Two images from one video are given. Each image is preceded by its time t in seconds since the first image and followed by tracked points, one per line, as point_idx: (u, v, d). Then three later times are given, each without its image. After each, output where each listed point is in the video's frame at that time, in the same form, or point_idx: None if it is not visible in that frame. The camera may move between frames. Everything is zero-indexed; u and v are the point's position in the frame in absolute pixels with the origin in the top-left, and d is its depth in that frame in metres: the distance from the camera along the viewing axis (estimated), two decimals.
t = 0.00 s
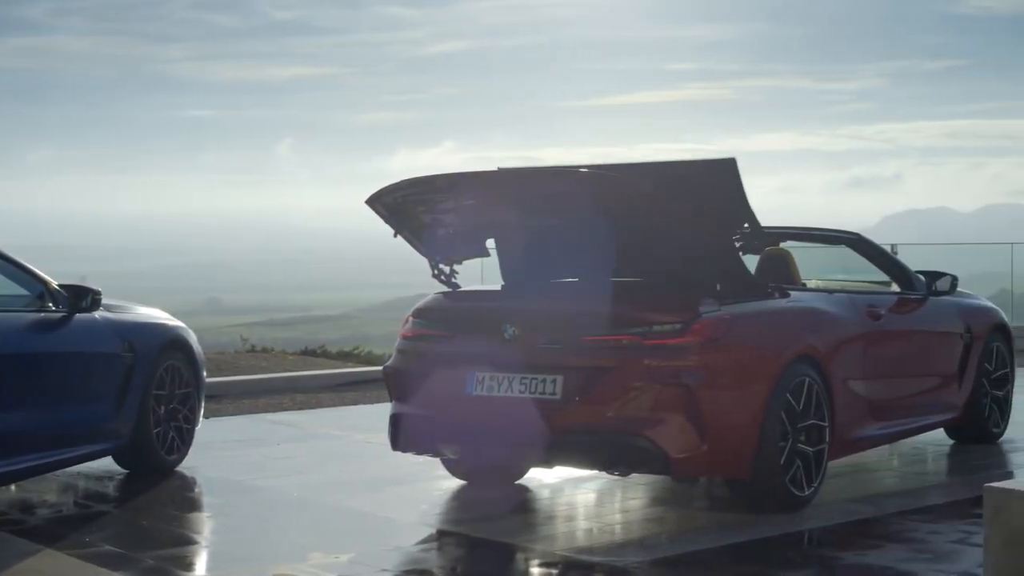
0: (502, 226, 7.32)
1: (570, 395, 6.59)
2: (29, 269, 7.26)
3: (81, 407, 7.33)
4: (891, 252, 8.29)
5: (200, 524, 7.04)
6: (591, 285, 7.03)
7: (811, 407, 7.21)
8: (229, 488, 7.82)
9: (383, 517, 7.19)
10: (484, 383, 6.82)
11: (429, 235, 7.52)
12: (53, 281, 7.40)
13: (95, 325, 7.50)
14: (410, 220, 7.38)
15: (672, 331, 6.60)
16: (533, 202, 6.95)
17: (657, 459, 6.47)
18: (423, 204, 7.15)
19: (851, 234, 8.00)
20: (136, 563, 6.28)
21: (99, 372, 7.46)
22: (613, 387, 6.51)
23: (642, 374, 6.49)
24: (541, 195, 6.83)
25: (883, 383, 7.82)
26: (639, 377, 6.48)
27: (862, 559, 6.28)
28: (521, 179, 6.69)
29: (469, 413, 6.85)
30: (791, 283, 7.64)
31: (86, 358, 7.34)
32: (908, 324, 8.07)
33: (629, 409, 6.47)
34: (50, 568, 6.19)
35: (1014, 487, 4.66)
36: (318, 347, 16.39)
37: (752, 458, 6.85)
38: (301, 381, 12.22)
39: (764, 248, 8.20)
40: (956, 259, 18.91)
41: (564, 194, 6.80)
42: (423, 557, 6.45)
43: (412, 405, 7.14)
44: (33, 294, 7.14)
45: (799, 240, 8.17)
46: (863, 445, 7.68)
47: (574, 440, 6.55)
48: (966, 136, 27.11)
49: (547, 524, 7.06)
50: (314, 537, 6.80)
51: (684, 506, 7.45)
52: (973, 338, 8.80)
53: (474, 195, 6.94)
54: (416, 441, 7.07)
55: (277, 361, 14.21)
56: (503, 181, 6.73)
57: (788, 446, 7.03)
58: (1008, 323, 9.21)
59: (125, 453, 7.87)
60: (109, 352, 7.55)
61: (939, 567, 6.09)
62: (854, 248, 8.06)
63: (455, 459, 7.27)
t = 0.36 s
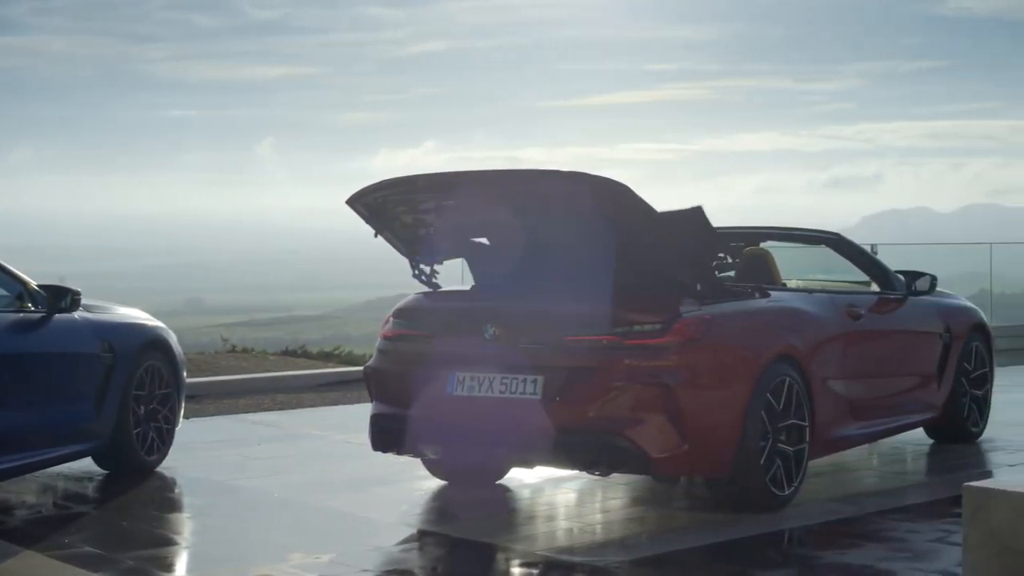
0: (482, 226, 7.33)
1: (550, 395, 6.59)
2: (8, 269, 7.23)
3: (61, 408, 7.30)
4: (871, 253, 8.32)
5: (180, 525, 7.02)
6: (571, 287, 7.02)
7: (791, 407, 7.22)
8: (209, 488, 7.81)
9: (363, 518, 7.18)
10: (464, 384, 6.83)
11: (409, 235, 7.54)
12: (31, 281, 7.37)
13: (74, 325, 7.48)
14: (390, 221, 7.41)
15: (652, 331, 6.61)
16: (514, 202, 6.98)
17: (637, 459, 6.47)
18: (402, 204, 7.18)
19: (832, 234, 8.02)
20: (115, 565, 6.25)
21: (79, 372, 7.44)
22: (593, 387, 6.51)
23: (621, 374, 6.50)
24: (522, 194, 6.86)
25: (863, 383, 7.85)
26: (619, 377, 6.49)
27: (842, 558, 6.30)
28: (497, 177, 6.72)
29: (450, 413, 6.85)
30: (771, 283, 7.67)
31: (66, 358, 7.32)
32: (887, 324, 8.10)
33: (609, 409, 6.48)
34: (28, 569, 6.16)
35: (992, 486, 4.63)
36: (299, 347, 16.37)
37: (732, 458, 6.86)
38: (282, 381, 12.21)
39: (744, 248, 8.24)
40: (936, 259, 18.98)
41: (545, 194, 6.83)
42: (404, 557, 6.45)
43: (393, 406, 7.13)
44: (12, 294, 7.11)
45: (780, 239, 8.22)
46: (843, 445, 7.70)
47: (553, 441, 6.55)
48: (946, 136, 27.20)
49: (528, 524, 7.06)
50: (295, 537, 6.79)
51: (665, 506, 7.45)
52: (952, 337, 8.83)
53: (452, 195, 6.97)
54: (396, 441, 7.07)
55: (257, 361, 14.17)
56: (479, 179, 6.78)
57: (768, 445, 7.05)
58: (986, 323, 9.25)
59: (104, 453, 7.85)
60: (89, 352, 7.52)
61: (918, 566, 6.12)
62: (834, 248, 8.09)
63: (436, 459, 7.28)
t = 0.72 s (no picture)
0: (464, 226, 7.33)
1: (532, 395, 6.58)
2: None
3: (43, 408, 7.28)
4: (852, 253, 8.34)
5: (162, 525, 7.01)
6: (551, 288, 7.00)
7: (773, 407, 7.24)
8: (191, 489, 7.79)
9: (346, 518, 7.18)
10: (447, 384, 6.82)
11: (391, 235, 7.54)
12: (13, 282, 7.34)
13: (55, 326, 7.45)
14: (373, 220, 7.40)
15: (634, 331, 6.62)
16: (495, 202, 6.97)
17: (620, 459, 6.47)
18: (384, 204, 7.17)
19: (813, 234, 8.03)
20: (97, 566, 6.23)
21: (61, 373, 7.41)
22: (575, 387, 6.51)
23: (604, 374, 6.50)
24: (503, 194, 6.85)
25: (844, 383, 7.87)
26: (601, 377, 6.49)
27: (824, 558, 6.32)
28: (479, 177, 6.71)
29: (432, 413, 6.84)
30: (753, 283, 7.68)
31: (48, 359, 7.30)
32: (869, 324, 8.13)
33: (592, 409, 6.48)
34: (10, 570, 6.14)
35: (971, 485, 4.65)
36: (282, 347, 16.36)
37: (714, 458, 6.87)
38: (264, 382, 12.19)
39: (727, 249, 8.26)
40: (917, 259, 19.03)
41: (525, 194, 6.82)
42: (386, 557, 6.44)
43: (376, 406, 7.12)
44: None
45: (762, 239, 8.23)
46: (825, 445, 7.72)
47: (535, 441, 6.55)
48: (929, 136, 27.27)
49: (510, 524, 7.07)
50: (277, 538, 6.78)
51: (647, 506, 7.46)
52: (933, 337, 8.86)
53: (434, 195, 6.97)
54: (378, 442, 7.06)
55: (238, 362, 14.13)
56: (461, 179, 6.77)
57: (749, 445, 7.06)
58: (967, 322, 9.28)
59: (86, 454, 7.83)
60: (70, 353, 7.50)
61: (899, 565, 6.14)
62: (815, 248, 8.10)
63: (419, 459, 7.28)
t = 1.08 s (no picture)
0: (449, 225, 7.32)
1: (516, 394, 6.58)
2: None
3: (27, 409, 7.26)
4: (838, 252, 8.34)
5: (146, 526, 6.99)
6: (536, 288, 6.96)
7: (757, 407, 7.25)
8: (174, 489, 7.78)
9: (330, 518, 7.17)
10: (431, 384, 6.82)
11: (376, 235, 7.54)
12: None
13: (39, 326, 7.43)
14: (356, 220, 7.39)
15: (618, 331, 6.62)
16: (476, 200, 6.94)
17: (603, 459, 6.47)
18: (368, 203, 7.16)
19: (796, 234, 8.03)
20: (80, 566, 6.21)
21: (45, 374, 7.39)
22: (560, 387, 6.50)
23: (588, 373, 6.50)
24: (485, 193, 6.82)
25: (828, 382, 7.89)
26: (585, 376, 6.49)
27: (808, 557, 6.33)
28: (465, 178, 6.68)
29: (416, 414, 6.84)
30: (738, 283, 7.68)
31: (32, 359, 7.28)
32: (853, 324, 8.15)
33: (576, 409, 6.48)
34: None
35: (957, 484, 4.67)
36: (267, 347, 16.34)
37: (697, 458, 6.88)
38: (248, 382, 12.18)
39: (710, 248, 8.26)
40: (901, 259, 19.06)
41: (507, 193, 6.79)
42: (371, 557, 6.44)
43: (360, 407, 7.12)
44: None
45: (746, 239, 8.23)
46: (808, 444, 7.74)
47: (519, 442, 6.54)
48: (913, 136, 27.31)
49: (495, 524, 7.07)
50: (262, 538, 6.78)
51: (632, 506, 7.47)
52: (917, 336, 8.89)
53: (419, 194, 6.96)
54: (363, 442, 7.06)
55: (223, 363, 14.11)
56: (447, 180, 6.73)
57: (733, 445, 7.07)
58: (950, 322, 9.31)
59: (70, 455, 7.81)
60: (54, 354, 7.48)
61: (883, 565, 6.15)
62: (799, 248, 8.10)
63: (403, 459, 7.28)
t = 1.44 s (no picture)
0: (434, 225, 7.32)
1: (501, 394, 6.58)
2: None
3: (11, 410, 7.23)
4: (822, 251, 8.36)
5: (130, 527, 6.97)
6: (522, 288, 6.96)
7: (742, 407, 7.26)
8: (159, 490, 7.76)
9: (315, 519, 7.16)
10: (416, 384, 6.82)
11: (361, 235, 7.53)
12: None
13: (24, 327, 7.41)
14: (341, 220, 7.38)
15: (604, 331, 6.62)
16: (461, 199, 6.93)
17: (589, 459, 6.47)
18: (354, 202, 7.14)
19: (781, 234, 8.04)
20: (65, 567, 6.19)
21: (29, 374, 7.37)
22: (546, 388, 6.51)
23: (573, 373, 6.50)
24: (469, 193, 6.81)
25: (813, 382, 7.90)
26: (571, 377, 6.50)
27: (792, 556, 6.34)
28: (451, 178, 6.67)
29: (401, 414, 6.84)
30: (723, 283, 7.69)
31: (16, 360, 7.25)
32: (838, 324, 8.17)
33: (561, 410, 6.48)
34: None
35: (941, 484, 4.68)
36: (252, 347, 16.33)
37: (683, 458, 6.89)
38: (233, 382, 12.17)
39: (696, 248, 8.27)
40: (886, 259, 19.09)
41: (491, 193, 6.79)
42: (356, 557, 6.43)
43: (344, 408, 7.12)
44: None
45: (731, 239, 8.24)
46: (793, 444, 7.75)
47: (504, 442, 6.54)
48: (898, 136, 27.36)
49: (480, 524, 7.07)
50: (247, 539, 6.77)
51: (617, 506, 7.47)
52: (902, 336, 8.91)
53: (404, 194, 6.96)
54: (348, 442, 7.05)
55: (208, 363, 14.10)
56: (433, 180, 6.72)
57: (718, 445, 7.08)
58: (935, 322, 9.33)
59: (55, 456, 7.79)
60: (38, 354, 7.46)
61: (868, 564, 6.17)
62: (783, 247, 8.12)
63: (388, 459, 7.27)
